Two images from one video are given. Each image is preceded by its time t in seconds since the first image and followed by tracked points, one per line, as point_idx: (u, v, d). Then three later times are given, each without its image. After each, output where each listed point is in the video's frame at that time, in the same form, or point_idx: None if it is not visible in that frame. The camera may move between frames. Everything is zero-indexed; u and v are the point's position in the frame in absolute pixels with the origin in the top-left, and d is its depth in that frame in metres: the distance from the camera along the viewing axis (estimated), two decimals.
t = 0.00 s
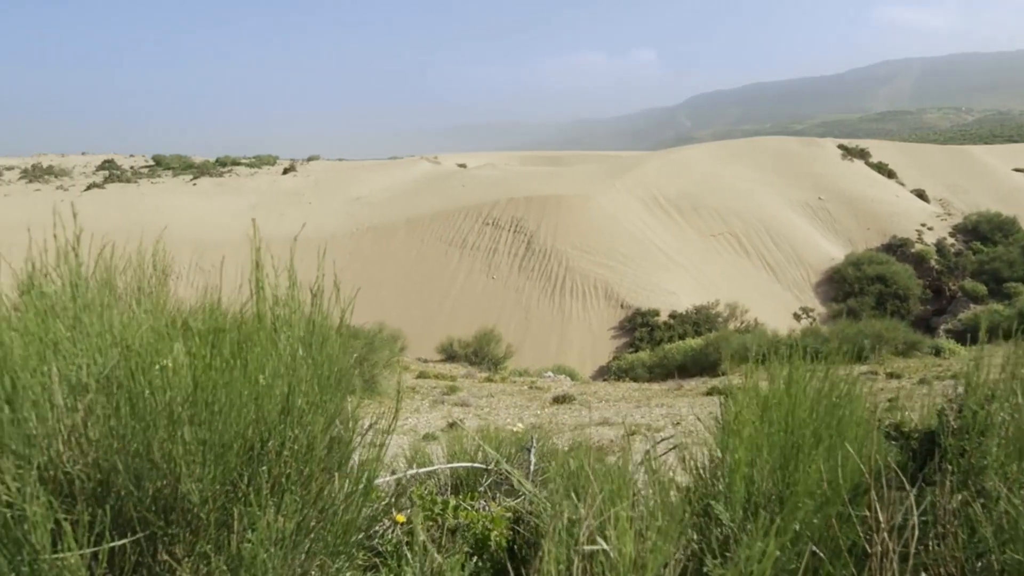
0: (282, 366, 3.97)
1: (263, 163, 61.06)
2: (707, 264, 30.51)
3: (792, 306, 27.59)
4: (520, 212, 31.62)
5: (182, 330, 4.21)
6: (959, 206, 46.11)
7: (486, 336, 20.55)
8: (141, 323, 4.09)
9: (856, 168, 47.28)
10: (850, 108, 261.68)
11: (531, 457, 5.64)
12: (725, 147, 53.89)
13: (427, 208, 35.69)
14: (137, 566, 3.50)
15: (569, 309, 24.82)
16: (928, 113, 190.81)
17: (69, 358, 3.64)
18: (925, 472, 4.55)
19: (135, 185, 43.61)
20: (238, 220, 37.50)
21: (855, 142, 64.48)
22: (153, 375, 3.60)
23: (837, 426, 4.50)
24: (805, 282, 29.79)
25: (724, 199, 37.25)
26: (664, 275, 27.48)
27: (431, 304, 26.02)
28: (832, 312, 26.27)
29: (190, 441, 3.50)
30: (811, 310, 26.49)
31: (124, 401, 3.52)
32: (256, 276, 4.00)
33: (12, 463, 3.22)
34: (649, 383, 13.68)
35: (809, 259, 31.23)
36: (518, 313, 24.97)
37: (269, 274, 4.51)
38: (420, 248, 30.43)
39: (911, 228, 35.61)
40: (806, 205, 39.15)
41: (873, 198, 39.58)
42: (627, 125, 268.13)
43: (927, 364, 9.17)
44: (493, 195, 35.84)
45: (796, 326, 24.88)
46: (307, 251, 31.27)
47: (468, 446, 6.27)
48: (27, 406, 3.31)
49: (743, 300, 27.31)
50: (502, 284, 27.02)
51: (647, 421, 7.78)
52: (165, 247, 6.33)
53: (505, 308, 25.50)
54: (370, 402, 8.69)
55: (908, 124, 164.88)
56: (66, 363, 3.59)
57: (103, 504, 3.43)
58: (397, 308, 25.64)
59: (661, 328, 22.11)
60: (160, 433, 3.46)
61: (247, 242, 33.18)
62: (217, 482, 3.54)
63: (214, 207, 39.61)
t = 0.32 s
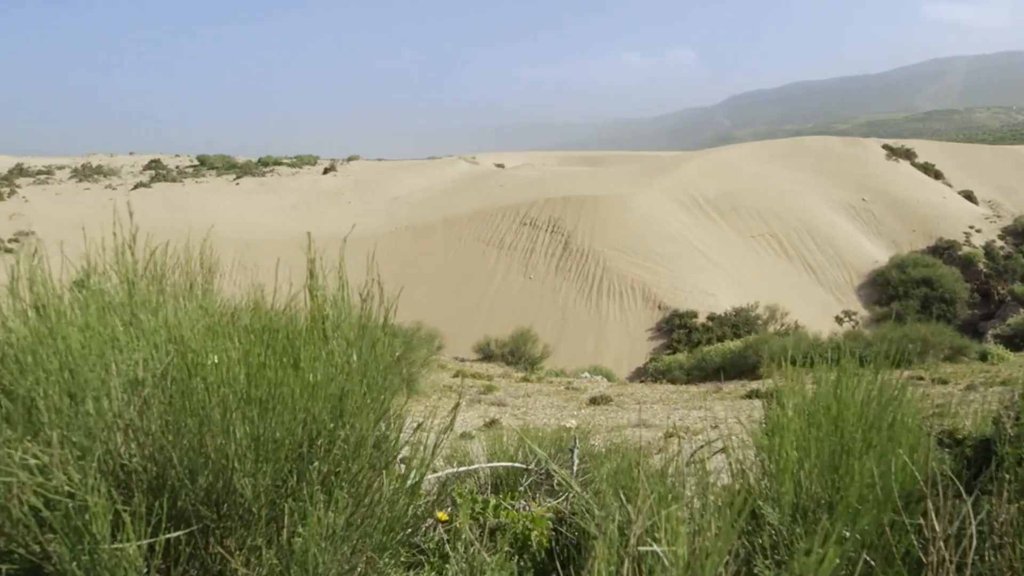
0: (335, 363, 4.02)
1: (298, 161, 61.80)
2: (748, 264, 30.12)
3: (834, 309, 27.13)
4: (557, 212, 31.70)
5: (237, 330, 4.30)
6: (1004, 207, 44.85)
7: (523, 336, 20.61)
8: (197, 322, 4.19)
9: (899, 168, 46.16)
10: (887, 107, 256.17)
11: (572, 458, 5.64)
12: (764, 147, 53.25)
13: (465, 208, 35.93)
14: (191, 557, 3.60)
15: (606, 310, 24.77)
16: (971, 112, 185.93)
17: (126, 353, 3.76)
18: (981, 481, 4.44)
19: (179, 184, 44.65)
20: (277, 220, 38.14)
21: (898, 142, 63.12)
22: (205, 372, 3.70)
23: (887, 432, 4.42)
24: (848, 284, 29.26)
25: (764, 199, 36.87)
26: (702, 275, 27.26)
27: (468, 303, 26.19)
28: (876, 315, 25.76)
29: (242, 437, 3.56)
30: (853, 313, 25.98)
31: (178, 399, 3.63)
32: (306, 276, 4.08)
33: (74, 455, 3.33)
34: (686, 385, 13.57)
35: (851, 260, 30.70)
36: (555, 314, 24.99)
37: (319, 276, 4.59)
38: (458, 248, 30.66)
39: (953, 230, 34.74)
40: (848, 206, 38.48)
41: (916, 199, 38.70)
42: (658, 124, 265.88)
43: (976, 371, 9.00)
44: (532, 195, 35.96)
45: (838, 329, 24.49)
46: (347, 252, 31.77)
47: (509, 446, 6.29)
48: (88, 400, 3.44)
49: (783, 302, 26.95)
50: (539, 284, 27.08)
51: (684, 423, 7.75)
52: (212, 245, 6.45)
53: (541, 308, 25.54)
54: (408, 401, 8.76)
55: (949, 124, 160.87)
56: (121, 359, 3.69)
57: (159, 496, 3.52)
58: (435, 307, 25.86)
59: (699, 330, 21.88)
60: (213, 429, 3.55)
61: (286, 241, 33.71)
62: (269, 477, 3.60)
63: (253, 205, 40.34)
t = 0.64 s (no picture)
0: (387, 360, 4.06)
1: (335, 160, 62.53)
2: (790, 266, 29.68)
3: (881, 313, 26.54)
4: (598, 213, 31.71)
5: (292, 329, 4.39)
6: None
7: (562, 336, 20.67)
8: (253, 320, 4.29)
9: (949, 168, 44.81)
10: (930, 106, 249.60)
11: (617, 461, 5.61)
12: (808, 147, 52.34)
13: (505, 208, 36.09)
14: (246, 548, 3.69)
15: (646, 311, 24.68)
16: None
17: (185, 348, 3.84)
18: None
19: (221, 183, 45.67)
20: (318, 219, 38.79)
21: (948, 143, 61.29)
22: (261, 369, 3.77)
23: (944, 437, 4.32)
24: (895, 287, 28.58)
25: (807, 200, 36.33)
26: (744, 276, 26.98)
27: (508, 302, 26.38)
28: (924, 320, 25.06)
29: (298, 432, 3.64)
30: (901, 317, 25.32)
31: (234, 393, 3.71)
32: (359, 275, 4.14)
33: (136, 446, 3.43)
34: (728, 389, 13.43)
35: (898, 262, 29.99)
36: (594, 315, 24.98)
37: (375, 273, 4.64)
38: (498, 247, 30.87)
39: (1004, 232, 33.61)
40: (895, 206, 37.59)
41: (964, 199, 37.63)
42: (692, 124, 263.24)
43: None
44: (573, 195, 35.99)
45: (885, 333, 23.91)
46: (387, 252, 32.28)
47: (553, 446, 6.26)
48: (150, 395, 3.54)
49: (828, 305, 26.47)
50: (578, 284, 27.11)
51: (727, 426, 7.69)
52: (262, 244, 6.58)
53: (581, 309, 25.56)
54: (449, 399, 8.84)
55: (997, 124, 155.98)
56: (181, 353, 3.80)
57: (216, 489, 3.60)
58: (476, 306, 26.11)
59: (741, 332, 21.54)
60: (270, 424, 3.63)
61: (324, 241, 34.22)
62: (323, 472, 3.67)
63: (295, 204, 41.04)
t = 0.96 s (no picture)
0: (438, 358, 4.09)
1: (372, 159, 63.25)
2: (836, 268, 29.15)
3: (931, 317, 25.88)
4: (639, 213, 31.60)
5: (338, 325, 4.46)
6: None
7: (602, 337, 20.65)
8: (307, 320, 4.37)
9: (1003, 168, 43.36)
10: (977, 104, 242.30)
11: (665, 463, 5.56)
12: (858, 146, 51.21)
13: (547, 208, 36.16)
14: (300, 543, 3.74)
15: (688, 313, 24.50)
16: None
17: (243, 346, 3.91)
18: None
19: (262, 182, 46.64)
20: (360, 217, 39.37)
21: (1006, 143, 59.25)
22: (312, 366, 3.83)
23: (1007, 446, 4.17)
24: (946, 291, 27.85)
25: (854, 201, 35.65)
26: (788, 278, 26.60)
27: (548, 301, 26.47)
28: (977, 325, 24.25)
29: (352, 428, 3.67)
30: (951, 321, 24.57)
31: (289, 389, 3.76)
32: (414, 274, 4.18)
33: (196, 440, 3.50)
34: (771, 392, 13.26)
35: (949, 266, 29.21)
36: (634, 316, 24.89)
37: (426, 271, 4.67)
38: (538, 247, 30.96)
39: None
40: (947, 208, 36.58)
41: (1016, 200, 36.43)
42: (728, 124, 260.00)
43: None
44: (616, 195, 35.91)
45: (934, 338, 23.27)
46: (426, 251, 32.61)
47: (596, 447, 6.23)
48: (212, 392, 3.62)
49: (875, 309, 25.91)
50: (618, 285, 27.03)
51: (771, 430, 7.59)
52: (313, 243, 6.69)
53: (621, 309, 25.50)
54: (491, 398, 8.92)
55: None
56: (239, 350, 3.88)
57: (272, 484, 3.67)
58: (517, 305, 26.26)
59: (784, 336, 21.18)
60: (322, 422, 3.69)
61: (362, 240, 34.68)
62: (375, 468, 3.70)
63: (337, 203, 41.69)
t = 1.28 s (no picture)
0: (494, 356, 4.09)
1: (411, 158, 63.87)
2: (886, 271, 28.54)
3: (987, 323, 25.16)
4: (683, 214, 31.36)
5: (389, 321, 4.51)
6: None
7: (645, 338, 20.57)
8: (363, 316, 4.43)
9: None
10: None
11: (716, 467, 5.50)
12: (911, 147, 49.94)
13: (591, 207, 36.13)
14: (356, 537, 3.80)
15: (732, 315, 24.24)
16: None
17: (302, 342, 3.97)
18: None
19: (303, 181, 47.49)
20: (402, 216, 39.83)
21: None
22: (365, 363, 3.88)
23: None
24: (1003, 295, 27.05)
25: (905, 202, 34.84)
26: (836, 281, 26.13)
27: (592, 301, 26.46)
28: None
29: (410, 423, 3.71)
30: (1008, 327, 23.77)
31: (347, 386, 3.81)
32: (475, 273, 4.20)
33: (253, 434, 3.57)
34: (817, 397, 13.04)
35: (1006, 269, 28.35)
36: (678, 318, 24.72)
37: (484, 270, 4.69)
38: (581, 246, 30.95)
39: None
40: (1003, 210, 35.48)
41: None
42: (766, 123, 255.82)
43: None
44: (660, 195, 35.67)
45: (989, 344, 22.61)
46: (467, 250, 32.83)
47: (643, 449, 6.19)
48: (272, 386, 3.69)
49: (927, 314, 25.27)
50: (662, 286, 26.86)
51: (816, 436, 7.48)
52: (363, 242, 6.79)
53: (665, 310, 25.35)
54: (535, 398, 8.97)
55: None
56: (298, 346, 3.95)
57: (331, 478, 3.73)
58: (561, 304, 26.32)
59: (832, 340, 20.80)
60: (379, 418, 3.73)
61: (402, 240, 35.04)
62: (429, 464, 3.73)
63: (381, 203, 42.23)
